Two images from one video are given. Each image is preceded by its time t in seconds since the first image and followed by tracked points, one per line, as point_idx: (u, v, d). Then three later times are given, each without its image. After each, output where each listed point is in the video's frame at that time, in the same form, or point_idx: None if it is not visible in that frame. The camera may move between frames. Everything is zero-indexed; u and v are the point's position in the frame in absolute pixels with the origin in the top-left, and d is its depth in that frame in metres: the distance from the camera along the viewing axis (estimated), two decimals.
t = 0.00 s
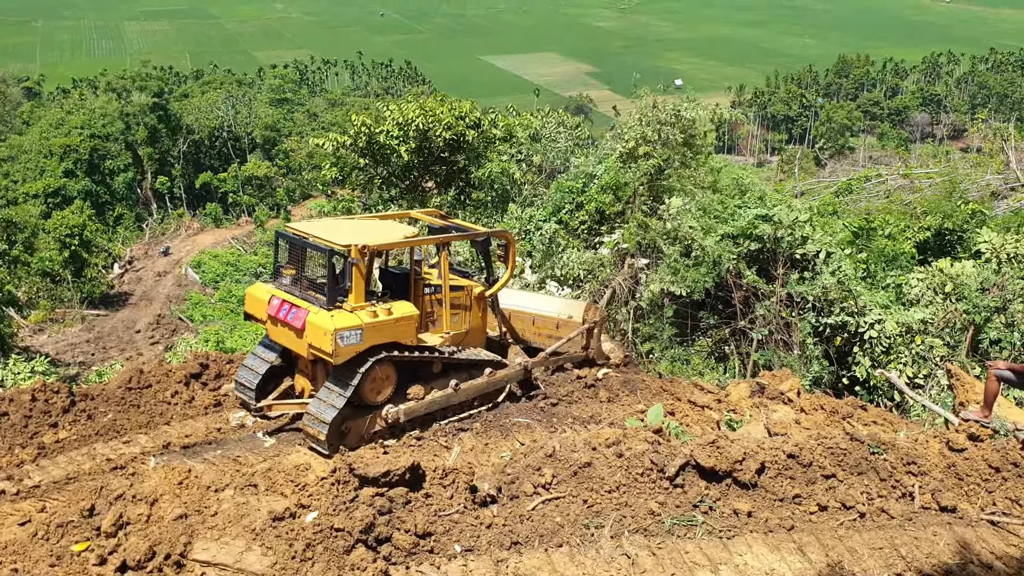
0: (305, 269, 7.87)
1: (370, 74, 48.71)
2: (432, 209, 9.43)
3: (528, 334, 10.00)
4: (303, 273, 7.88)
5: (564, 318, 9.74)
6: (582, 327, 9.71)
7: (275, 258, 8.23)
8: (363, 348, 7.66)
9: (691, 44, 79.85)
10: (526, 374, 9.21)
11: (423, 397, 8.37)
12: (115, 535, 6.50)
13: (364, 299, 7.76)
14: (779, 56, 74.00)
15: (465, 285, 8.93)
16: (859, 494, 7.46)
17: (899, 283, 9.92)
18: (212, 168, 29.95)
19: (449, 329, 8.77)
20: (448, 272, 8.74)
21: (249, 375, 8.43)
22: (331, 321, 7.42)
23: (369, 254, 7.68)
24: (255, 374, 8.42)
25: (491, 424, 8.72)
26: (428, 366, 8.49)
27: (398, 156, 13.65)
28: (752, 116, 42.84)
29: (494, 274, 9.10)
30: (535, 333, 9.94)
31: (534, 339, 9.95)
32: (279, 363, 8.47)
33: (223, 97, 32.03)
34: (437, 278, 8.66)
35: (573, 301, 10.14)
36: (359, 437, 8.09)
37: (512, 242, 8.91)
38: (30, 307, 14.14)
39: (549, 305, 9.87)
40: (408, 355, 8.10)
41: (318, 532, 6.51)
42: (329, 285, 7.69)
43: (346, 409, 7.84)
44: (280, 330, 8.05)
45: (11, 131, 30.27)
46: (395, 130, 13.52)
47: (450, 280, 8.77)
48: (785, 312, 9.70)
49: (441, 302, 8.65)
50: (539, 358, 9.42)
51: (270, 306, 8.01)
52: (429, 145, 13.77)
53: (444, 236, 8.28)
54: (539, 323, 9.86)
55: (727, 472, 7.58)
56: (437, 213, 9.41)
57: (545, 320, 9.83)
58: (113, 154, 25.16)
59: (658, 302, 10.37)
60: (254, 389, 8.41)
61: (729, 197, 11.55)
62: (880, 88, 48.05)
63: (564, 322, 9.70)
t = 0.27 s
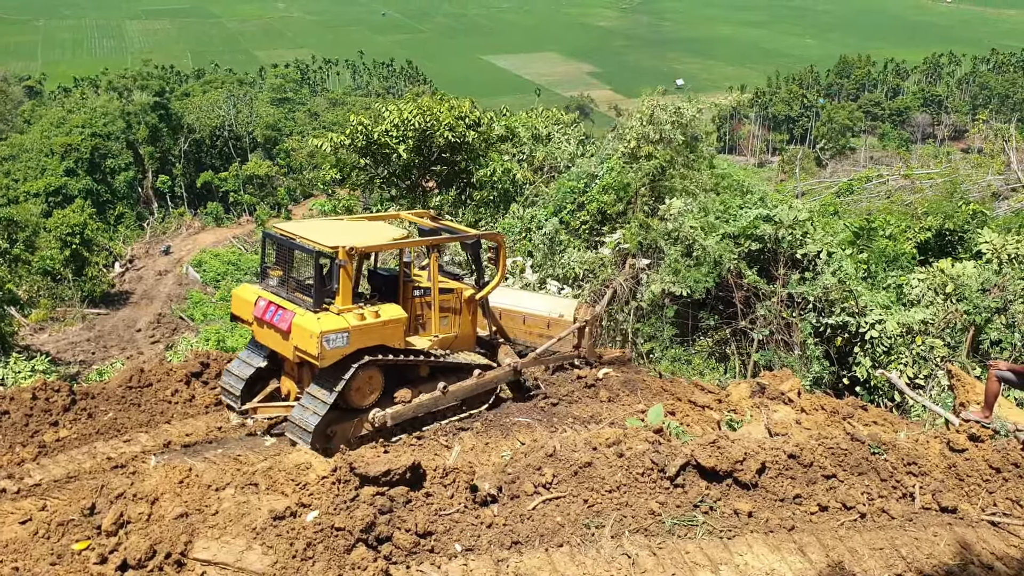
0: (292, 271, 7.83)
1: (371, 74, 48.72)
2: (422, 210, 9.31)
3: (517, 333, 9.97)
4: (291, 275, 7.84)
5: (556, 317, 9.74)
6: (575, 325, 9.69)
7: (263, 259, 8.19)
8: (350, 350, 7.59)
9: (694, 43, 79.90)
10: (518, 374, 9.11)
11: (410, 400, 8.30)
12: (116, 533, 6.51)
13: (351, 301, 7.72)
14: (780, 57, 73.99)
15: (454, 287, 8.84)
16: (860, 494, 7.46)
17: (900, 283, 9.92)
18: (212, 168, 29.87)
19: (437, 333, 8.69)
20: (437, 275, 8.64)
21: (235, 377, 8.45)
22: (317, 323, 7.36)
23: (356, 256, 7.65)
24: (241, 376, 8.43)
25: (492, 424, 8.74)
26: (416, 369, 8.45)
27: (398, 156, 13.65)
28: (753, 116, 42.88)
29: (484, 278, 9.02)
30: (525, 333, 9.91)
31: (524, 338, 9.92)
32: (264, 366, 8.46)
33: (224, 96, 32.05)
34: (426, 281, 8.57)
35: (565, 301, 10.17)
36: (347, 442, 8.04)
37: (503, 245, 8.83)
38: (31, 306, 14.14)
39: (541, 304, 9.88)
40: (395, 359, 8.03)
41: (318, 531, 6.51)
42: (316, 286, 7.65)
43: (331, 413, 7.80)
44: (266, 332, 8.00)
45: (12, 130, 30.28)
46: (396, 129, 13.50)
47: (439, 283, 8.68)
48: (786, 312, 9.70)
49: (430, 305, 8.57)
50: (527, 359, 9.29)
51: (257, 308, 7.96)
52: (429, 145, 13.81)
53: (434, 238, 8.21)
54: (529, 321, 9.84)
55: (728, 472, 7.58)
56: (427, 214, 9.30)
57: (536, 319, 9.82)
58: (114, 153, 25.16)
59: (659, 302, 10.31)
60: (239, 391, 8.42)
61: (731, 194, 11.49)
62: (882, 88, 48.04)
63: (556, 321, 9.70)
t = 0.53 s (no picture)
0: (278, 272, 7.75)
1: (374, 73, 48.74)
2: (413, 214, 9.25)
3: (508, 334, 10.04)
4: (277, 276, 7.76)
5: (545, 317, 9.80)
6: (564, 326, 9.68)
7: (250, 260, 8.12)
8: (336, 353, 7.53)
9: (695, 44, 79.91)
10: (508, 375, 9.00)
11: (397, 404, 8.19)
12: (118, 532, 6.52)
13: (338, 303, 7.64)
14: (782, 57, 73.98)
15: (443, 290, 8.75)
16: (861, 495, 7.47)
17: (902, 284, 9.90)
18: (215, 167, 30.08)
19: (426, 336, 8.60)
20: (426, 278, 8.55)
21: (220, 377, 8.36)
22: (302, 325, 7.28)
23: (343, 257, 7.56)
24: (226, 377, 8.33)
25: (493, 424, 8.74)
26: (404, 374, 8.39)
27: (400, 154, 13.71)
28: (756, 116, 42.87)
29: (474, 282, 8.93)
30: (515, 333, 9.99)
31: (513, 339, 9.96)
32: (251, 368, 8.37)
33: (227, 96, 32.09)
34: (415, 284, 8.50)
35: (557, 304, 10.26)
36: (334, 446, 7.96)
37: (492, 248, 8.75)
38: (34, 304, 14.15)
39: (531, 304, 9.98)
40: (382, 363, 7.93)
41: (320, 530, 6.51)
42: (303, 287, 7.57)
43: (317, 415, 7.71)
44: (251, 333, 7.93)
45: (15, 129, 30.29)
46: (398, 129, 13.52)
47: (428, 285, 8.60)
48: (788, 313, 9.68)
49: (419, 307, 8.48)
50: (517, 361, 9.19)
51: (242, 309, 7.88)
52: (431, 145, 13.86)
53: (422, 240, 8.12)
54: (519, 321, 9.92)
55: (730, 472, 7.58)
56: (418, 218, 9.23)
57: (525, 319, 9.90)
58: (117, 152, 25.15)
59: (660, 303, 10.34)
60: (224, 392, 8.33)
61: (734, 195, 11.47)
62: (884, 89, 48.02)
63: (545, 321, 9.76)
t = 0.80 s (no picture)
0: (269, 271, 7.56)
1: (380, 73, 48.79)
2: (405, 215, 9.09)
3: (500, 335, 9.96)
4: (267, 276, 7.57)
5: (536, 319, 9.66)
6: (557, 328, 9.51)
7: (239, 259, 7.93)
8: (326, 355, 7.34)
9: (700, 45, 79.87)
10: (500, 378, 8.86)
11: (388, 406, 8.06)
12: (122, 530, 6.54)
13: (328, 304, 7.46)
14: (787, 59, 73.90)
15: (435, 292, 8.61)
16: (866, 497, 7.46)
17: (907, 286, 9.88)
18: (221, 165, 30.21)
19: (418, 339, 8.45)
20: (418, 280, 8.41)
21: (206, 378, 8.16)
22: (292, 325, 7.11)
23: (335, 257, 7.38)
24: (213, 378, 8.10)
25: (497, 424, 8.73)
26: (393, 377, 8.25)
27: (406, 154, 13.68)
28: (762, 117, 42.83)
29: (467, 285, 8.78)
30: (508, 334, 9.89)
31: (506, 340, 9.90)
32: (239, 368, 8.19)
33: (233, 94, 32.15)
34: (407, 285, 8.34)
35: (551, 304, 10.13)
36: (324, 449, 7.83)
37: (487, 251, 8.63)
38: (40, 301, 14.17)
39: (523, 306, 9.86)
40: (371, 364, 7.82)
41: (324, 529, 6.50)
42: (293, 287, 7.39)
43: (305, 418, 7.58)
44: (241, 334, 7.74)
45: (22, 126, 30.34)
46: (405, 128, 13.53)
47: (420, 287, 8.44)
48: (794, 314, 9.69)
49: (410, 310, 8.33)
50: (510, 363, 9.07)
51: (231, 309, 7.70)
52: (437, 145, 13.86)
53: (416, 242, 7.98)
54: (510, 323, 9.82)
55: (734, 474, 7.56)
56: (410, 219, 9.07)
57: (517, 321, 9.78)
58: (123, 150, 25.18)
59: (665, 304, 10.34)
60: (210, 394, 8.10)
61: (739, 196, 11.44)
62: (890, 91, 47.95)
63: (536, 324, 9.62)
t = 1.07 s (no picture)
0: (280, 272, 7.53)
1: (405, 73, 49.00)
2: (419, 216, 8.99)
3: (513, 338, 9.65)
4: (278, 276, 7.53)
5: (552, 321, 9.45)
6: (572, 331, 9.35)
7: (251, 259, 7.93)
8: (336, 356, 7.33)
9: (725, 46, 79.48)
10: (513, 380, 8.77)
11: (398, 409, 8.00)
12: (152, 526, 6.59)
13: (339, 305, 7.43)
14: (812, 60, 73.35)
15: (448, 295, 8.49)
16: (895, 500, 7.38)
17: (938, 287, 9.77)
18: (249, 165, 30.51)
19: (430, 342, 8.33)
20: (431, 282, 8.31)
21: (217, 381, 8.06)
22: (302, 326, 7.10)
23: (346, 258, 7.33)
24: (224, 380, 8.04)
25: (523, 424, 8.71)
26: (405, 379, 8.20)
27: (433, 155, 13.75)
28: (788, 117, 42.55)
29: (480, 287, 8.66)
30: (520, 338, 9.59)
31: (518, 343, 9.60)
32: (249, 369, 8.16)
33: (261, 95, 32.47)
34: (420, 288, 8.23)
35: (562, 306, 9.87)
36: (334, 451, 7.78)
37: (500, 254, 8.54)
38: (72, 299, 14.36)
39: (537, 308, 9.59)
40: (381, 368, 7.77)
41: (351, 527, 6.53)
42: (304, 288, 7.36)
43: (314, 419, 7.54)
44: (250, 333, 7.73)
45: (54, 127, 30.78)
46: (433, 129, 13.62)
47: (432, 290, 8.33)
48: (822, 315, 9.61)
49: (422, 312, 8.21)
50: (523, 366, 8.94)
51: (241, 309, 7.70)
52: (464, 145, 13.95)
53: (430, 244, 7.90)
54: (524, 326, 9.54)
55: (762, 476, 7.51)
56: (424, 220, 8.97)
57: (530, 323, 9.52)
58: (153, 151, 25.46)
59: (692, 304, 10.23)
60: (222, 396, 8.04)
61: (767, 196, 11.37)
62: (919, 90, 47.44)
63: (552, 325, 9.41)
